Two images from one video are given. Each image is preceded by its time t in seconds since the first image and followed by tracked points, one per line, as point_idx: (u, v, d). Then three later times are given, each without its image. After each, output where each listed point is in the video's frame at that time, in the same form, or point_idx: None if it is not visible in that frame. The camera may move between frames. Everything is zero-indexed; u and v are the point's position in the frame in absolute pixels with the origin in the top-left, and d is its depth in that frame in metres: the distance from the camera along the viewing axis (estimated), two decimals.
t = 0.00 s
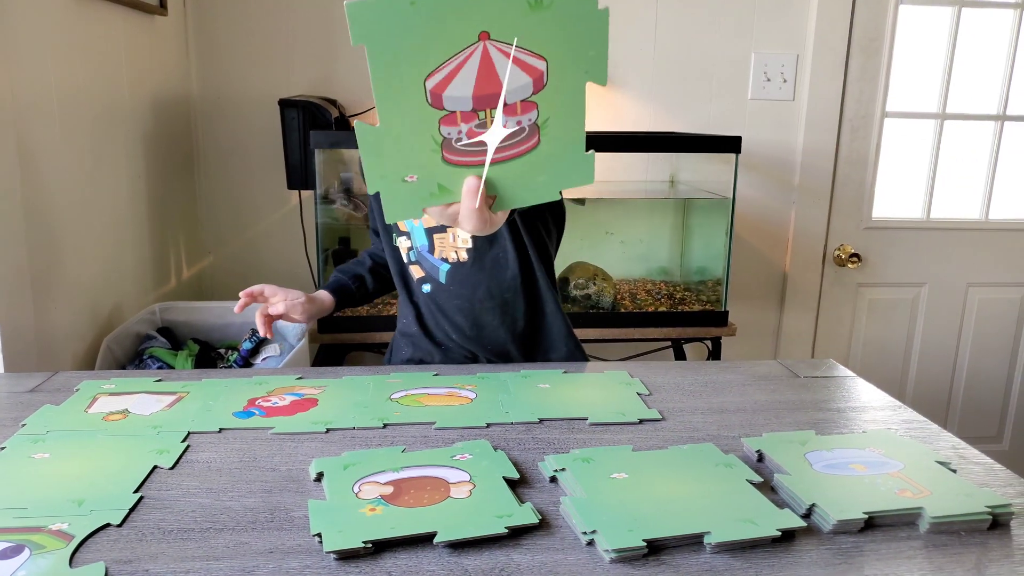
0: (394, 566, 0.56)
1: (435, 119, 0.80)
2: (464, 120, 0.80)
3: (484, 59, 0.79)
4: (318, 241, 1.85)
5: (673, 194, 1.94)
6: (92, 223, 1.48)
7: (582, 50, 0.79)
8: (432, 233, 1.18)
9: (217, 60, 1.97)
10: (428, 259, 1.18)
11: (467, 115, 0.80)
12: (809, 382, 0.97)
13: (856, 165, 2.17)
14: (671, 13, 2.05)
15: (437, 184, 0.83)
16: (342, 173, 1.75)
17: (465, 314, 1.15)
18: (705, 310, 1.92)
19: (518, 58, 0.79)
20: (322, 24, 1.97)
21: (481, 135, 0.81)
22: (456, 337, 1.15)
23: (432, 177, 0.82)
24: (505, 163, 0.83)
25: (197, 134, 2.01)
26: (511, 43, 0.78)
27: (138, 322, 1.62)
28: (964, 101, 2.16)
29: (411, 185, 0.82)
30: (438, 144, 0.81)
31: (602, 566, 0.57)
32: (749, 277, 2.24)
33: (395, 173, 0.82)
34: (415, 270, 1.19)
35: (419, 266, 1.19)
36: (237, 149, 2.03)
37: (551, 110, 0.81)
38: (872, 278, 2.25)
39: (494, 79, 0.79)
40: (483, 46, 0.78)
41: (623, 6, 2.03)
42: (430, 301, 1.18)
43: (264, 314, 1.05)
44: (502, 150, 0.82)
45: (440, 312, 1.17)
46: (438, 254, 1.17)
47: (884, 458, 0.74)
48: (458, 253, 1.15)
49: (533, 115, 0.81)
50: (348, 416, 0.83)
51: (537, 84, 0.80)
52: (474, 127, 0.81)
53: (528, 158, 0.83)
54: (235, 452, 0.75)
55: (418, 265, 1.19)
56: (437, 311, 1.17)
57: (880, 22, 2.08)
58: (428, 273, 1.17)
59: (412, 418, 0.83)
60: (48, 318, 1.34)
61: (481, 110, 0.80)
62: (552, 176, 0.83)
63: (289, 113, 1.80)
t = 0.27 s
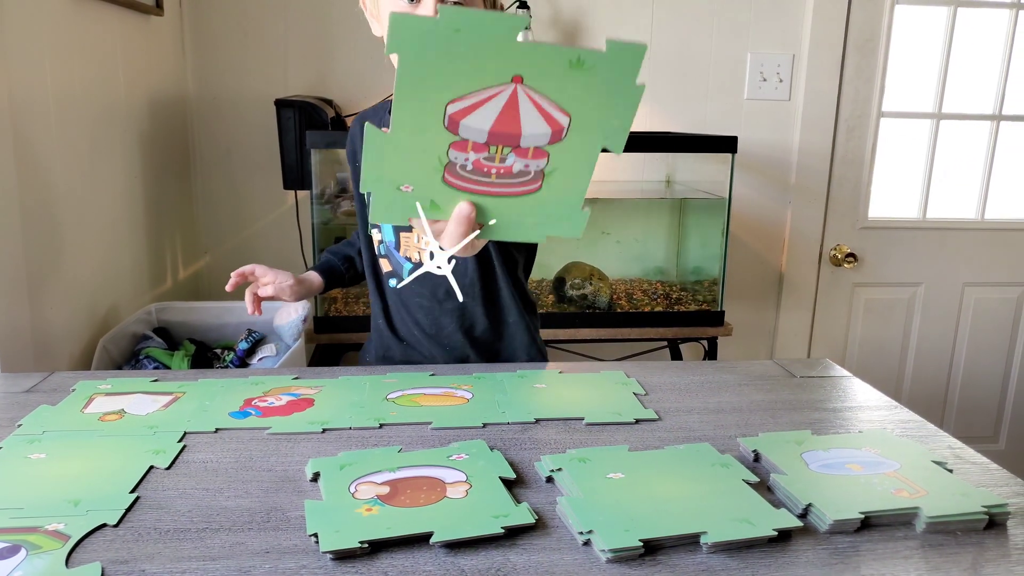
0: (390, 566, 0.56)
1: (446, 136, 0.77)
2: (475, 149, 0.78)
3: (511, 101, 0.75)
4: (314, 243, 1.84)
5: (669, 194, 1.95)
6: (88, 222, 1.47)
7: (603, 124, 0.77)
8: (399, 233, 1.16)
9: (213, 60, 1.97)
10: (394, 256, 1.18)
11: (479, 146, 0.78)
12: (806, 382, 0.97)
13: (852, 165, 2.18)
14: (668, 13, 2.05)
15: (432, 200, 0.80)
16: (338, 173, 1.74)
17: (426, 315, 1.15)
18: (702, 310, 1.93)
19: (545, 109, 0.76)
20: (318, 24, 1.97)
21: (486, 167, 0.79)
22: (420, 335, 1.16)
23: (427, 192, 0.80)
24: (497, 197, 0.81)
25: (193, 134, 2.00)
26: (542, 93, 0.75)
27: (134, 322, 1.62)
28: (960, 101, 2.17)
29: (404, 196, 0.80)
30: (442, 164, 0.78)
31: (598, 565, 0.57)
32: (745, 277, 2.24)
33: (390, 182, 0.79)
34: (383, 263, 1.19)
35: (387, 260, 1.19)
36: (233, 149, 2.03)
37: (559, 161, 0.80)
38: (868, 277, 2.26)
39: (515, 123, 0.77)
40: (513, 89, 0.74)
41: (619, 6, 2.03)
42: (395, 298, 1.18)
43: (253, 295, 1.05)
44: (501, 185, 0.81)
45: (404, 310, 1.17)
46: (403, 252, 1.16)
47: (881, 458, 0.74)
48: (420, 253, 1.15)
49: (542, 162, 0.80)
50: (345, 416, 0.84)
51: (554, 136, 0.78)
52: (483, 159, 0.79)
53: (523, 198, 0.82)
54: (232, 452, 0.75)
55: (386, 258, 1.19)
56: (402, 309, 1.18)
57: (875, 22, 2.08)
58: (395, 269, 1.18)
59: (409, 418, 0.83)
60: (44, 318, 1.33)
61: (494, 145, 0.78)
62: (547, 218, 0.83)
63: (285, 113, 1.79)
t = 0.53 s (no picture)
0: (389, 566, 0.56)
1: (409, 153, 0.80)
2: (436, 161, 0.80)
3: (456, 121, 0.77)
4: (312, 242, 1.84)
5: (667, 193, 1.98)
6: (86, 221, 1.47)
7: (545, 144, 0.76)
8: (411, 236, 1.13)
9: (211, 59, 1.96)
10: (406, 255, 1.14)
11: (439, 159, 0.79)
12: (804, 382, 0.97)
13: (851, 165, 2.18)
14: (666, 13, 2.05)
15: (410, 204, 0.82)
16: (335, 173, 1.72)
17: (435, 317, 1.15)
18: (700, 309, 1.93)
19: (489, 128, 0.77)
20: (316, 24, 1.97)
21: (449, 178, 0.80)
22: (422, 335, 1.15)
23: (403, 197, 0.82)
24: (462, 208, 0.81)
25: (191, 134, 2.00)
26: (484, 112, 0.76)
27: (132, 322, 1.62)
28: (959, 101, 2.17)
29: (387, 198, 0.82)
30: (410, 173, 0.81)
31: (597, 566, 0.57)
32: (744, 276, 2.24)
33: (371, 187, 0.82)
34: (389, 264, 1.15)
35: (393, 261, 1.15)
36: (232, 149, 2.02)
37: (515, 176, 0.79)
38: (866, 277, 2.26)
39: (464, 139, 0.78)
40: (455, 109, 0.76)
41: (618, 6, 2.03)
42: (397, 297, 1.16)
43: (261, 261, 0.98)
44: (466, 198, 0.81)
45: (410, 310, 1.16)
46: (420, 252, 1.14)
47: (879, 458, 0.74)
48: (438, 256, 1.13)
49: (498, 176, 0.79)
50: (344, 416, 0.83)
51: (503, 153, 0.78)
52: (444, 170, 0.80)
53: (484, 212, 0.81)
54: (230, 452, 0.75)
55: (392, 259, 1.15)
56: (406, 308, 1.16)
57: (874, 22, 2.08)
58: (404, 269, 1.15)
59: (407, 418, 0.83)
60: (43, 318, 1.33)
61: (451, 159, 0.79)
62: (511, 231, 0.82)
63: (283, 113, 1.79)
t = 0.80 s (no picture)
0: (388, 566, 0.56)
1: (423, 205, 0.79)
2: (448, 206, 0.79)
3: (467, 168, 0.78)
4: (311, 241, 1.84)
5: (667, 193, 1.97)
6: (86, 220, 1.47)
7: (552, 176, 0.79)
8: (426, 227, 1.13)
9: (211, 59, 1.96)
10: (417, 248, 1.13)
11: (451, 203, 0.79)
12: (804, 382, 0.97)
13: (850, 164, 2.18)
14: (666, 12, 2.05)
15: (425, 246, 0.81)
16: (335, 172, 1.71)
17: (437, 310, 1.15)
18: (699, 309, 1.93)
19: (498, 169, 0.79)
20: (316, 24, 1.97)
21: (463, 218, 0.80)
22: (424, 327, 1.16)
23: (423, 238, 0.80)
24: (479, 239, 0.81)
25: (191, 133, 2.00)
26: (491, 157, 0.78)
27: (131, 322, 1.62)
28: (958, 101, 2.17)
29: (404, 244, 0.80)
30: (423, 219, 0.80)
31: (596, 565, 0.57)
32: (743, 276, 2.24)
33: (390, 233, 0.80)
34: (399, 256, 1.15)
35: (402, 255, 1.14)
36: (231, 148, 2.02)
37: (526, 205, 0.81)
38: (865, 276, 2.26)
39: (475, 182, 0.79)
40: (465, 159, 0.78)
41: (617, 6, 2.03)
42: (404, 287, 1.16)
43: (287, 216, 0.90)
44: (481, 231, 0.81)
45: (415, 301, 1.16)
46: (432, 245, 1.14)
47: (879, 458, 0.74)
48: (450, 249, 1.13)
49: (509, 210, 0.81)
50: (342, 416, 0.83)
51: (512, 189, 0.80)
52: (457, 212, 0.80)
53: (498, 240, 0.82)
54: (229, 452, 0.74)
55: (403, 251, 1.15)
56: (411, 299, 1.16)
57: (873, 22, 2.09)
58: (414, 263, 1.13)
59: (406, 418, 0.83)
60: (42, 318, 1.33)
61: (463, 202, 0.80)
62: (524, 249, 0.82)
63: (282, 113, 1.80)
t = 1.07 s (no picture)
0: (387, 567, 0.56)
1: (366, 190, 0.81)
2: (394, 187, 0.81)
3: (409, 133, 0.80)
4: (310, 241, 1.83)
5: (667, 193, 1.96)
6: (85, 220, 1.47)
7: (500, 135, 0.81)
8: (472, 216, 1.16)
9: (210, 59, 1.96)
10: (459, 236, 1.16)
11: (397, 182, 0.81)
12: (803, 382, 0.97)
13: (850, 164, 2.18)
14: (666, 11, 2.05)
15: (376, 247, 0.83)
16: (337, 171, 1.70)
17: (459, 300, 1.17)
18: (699, 310, 1.93)
19: (440, 132, 0.81)
20: (315, 23, 1.97)
21: (410, 204, 0.82)
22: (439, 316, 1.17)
23: (370, 239, 0.83)
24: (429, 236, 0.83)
25: (190, 133, 2.00)
26: (431, 118, 0.80)
27: (130, 322, 1.62)
28: (959, 100, 2.17)
29: (350, 247, 0.83)
30: (371, 207, 0.82)
31: (596, 566, 0.57)
32: (744, 276, 2.24)
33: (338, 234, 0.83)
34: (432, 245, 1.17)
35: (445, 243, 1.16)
36: (230, 148, 2.02)
37: (474, 187, 0.83)
38: (866, 276, 2.26)
39: (420, 154, 0.81)
40: (406, 120, 0.80)
41: (616, 6, 2.03)
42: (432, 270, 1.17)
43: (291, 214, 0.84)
44: (431, 221, 0.83)
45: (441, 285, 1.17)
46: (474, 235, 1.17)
47: (879, 458, 0.74)
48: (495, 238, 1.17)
49: (458, 190, 0.83)
50: (341, 416, 0.83)
51: (459, 160, 0.82)
52: (404, 196, 0.82)
53: (446, 233, 0.84)
54: (228, 452, 0.74)
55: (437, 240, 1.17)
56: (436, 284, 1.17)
57: (873, 21, 2.08)
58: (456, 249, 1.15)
59: (405, 418, 0.83)
60: (41, 317, 1.33)
61: (409, 179, 0.82)
62: (478, 255, 0.84)
63: (281, 113, 1.79)
